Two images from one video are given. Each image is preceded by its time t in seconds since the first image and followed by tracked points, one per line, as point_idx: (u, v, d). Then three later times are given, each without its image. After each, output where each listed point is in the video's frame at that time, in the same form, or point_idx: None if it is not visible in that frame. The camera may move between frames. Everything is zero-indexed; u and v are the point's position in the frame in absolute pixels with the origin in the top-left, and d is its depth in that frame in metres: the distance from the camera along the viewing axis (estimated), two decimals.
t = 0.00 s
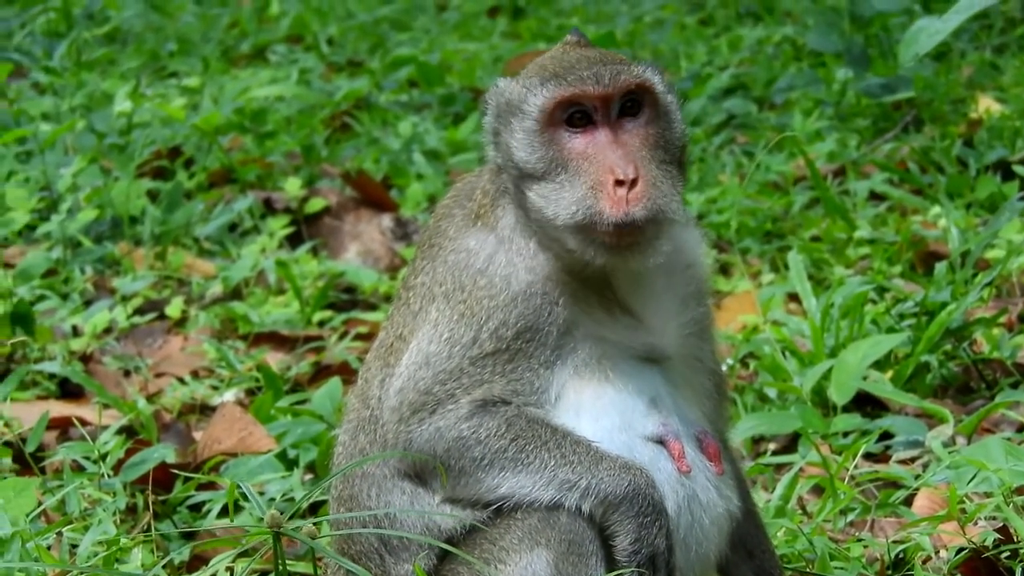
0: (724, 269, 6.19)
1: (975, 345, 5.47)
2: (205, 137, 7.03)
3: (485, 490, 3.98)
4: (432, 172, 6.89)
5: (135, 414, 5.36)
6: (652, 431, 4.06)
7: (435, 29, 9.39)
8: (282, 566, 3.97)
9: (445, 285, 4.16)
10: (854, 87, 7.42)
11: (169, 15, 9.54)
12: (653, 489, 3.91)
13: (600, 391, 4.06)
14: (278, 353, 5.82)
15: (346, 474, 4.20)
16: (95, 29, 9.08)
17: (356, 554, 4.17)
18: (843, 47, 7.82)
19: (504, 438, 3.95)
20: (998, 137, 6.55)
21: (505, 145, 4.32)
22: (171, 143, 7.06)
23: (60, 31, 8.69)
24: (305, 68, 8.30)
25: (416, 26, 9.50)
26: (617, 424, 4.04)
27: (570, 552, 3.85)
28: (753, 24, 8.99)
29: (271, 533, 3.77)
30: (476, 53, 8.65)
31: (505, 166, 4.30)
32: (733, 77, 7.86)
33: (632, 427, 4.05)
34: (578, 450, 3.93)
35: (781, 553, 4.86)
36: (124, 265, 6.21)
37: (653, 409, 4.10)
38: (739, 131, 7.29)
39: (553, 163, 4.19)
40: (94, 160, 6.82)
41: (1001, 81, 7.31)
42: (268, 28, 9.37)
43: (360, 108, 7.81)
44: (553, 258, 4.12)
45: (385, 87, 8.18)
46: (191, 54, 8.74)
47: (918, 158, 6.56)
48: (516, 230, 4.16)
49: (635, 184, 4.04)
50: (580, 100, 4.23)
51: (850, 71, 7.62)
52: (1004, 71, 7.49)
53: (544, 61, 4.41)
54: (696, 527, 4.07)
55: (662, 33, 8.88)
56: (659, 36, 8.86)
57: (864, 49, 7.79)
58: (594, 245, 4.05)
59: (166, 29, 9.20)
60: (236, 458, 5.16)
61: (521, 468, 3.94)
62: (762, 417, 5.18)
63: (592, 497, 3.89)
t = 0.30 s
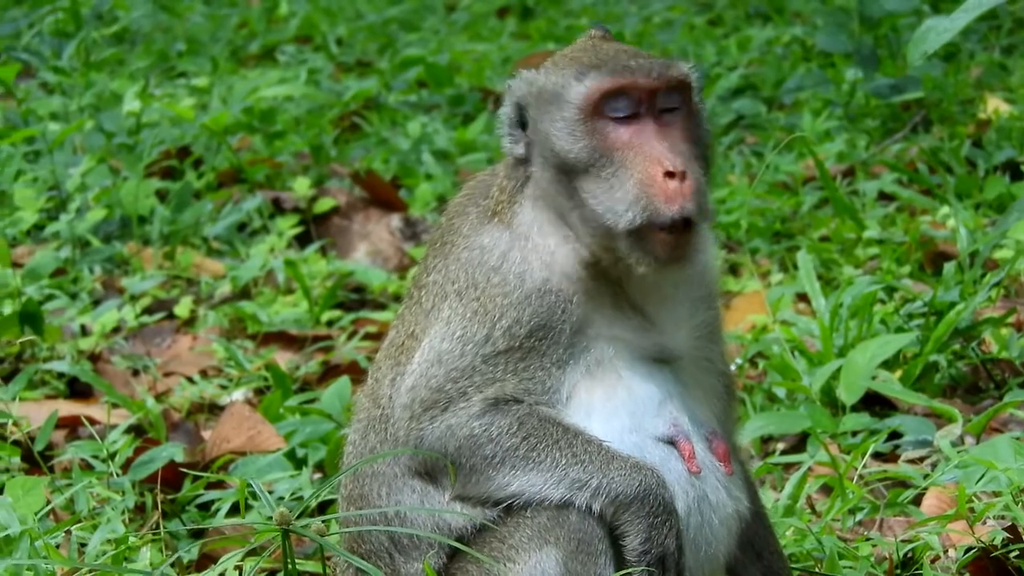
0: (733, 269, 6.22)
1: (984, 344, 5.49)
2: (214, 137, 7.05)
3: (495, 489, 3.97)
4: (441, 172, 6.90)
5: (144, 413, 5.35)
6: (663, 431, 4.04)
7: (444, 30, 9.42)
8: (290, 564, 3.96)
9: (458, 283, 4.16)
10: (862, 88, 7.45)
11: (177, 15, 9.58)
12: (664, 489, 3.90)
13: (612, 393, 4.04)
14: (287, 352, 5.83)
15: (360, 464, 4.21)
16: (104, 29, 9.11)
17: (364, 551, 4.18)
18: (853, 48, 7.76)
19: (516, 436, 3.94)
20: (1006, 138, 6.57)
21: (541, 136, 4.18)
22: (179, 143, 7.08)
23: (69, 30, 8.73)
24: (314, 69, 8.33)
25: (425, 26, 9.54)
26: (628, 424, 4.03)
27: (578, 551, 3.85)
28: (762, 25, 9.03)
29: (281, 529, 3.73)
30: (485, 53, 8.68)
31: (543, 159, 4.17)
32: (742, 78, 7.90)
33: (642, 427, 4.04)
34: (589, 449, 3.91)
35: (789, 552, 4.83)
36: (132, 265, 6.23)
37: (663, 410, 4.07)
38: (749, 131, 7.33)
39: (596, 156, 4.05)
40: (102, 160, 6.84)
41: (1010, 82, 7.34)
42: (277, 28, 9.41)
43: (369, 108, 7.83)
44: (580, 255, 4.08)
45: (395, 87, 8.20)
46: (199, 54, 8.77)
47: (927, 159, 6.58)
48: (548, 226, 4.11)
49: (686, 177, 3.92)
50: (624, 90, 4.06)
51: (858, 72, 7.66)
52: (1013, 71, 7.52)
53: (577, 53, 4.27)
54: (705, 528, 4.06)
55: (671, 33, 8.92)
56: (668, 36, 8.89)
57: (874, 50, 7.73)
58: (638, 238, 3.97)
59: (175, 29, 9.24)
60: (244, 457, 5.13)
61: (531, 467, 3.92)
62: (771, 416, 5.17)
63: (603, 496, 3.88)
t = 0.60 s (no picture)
0: (737, 269, 6.22)
1: (987, 344, 5.48)
2: (217, 138, 7.06)
3: (507, 482, 3.94)
4: (445, 171, 6.90)
5: (147, 413, 5.34)
6: (672, 431, 4.02)
7: (448, 30, 9.43)
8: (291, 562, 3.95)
9: (480, 272, 4.11)
10: (866, 88, 7.46)
11: (182, 17, 9.60)
12: (678, 493, 3.87)
13: (627, 386, 4.01)
14: (290, 352, 5.81)
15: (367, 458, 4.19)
16: (109, 30, 9.13)
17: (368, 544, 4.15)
18: (857, 47, 7.78)
19: (533, 429, 3.90)
20: (1010, 138, 6.57)
21: (636, 121, 4.17)
22: (183, 143, 7.09)
23: (74, 31, 8.75)
24: (318, 69, 8.33)
25: (430, 27, 9.55)
26: (638, 424, 3.99)
27: (580, 548, 3.81)
28: (766, 26, 9.04)
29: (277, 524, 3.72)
30: (490, 53, 8.69)
31: (634, 143, 4.17)
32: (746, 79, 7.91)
33: (653, 427, 4.00)
34: (606, 447, 3.88)
35: (790, 550, 4.81)
36: (136, 265, 6.22)
37: (672, 410, 4.04)
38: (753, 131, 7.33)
39: (696, 142, 4.11)
40: (106, 160, 6.84)
41: (1015, 82, 7.34)
42: (281, 29, 9.42)
43: (373, 108, 7.84)
44: (638, 239, 4.10)
45: (399, 88, 8.21)
46: (204, 54, 8.78)
47: (932, 158, 6.57)
48: (592, 210, 4.14)
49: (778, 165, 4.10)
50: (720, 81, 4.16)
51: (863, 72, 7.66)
52: (1017, 71, 7.52)
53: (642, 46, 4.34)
54: (711, 527, 4.06)
55: (675, 33, 8.92)
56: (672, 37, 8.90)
57: (878, 49, 7.74)
58: (736, 221, 4.08)
59: (180, 30, 9.25)
60: (247, 456, 5.14)
61: (546, 461, 3.89)
62: (774, 415, 5.17)
63: (616, 496, 3.85)
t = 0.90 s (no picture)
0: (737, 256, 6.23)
1: (988, 331, 5.49)
2: (218, 126, 7.08)
3: (540, 467, 3.81)
4: (446, 159, 6.89)
5: (148, 402, 5.35)
6: (693, 431, 4.00)
7: (450, 18, 9.43)
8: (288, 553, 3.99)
9: (527, 249, 3.93)
10: (868, 74, 7.46)
11: (184, 6, 9.62)
12: (708, 495, 3.88)
13: (656, 380, 3.94)
14: (291, 341, 5.81)
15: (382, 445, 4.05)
16: (110, 18, 9.14)
17: (374, 538, 4.05)
18: (859, 34, 7.90)
19: (576, 417, 3.79)
20: (1011, 123, 6.57)
21: (731, 108, 4.09)
22: (184, 131, 7.09)
23: (74, 20, 8.73)
24: (320, 57, 8.34)
25: (432, 14, 9.55)
26: (662, 422, 3.96)
27: (582, 541, 3.73)
28: (769, 12, 9.03)
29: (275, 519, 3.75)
30: (491, 40, 8.70)
31: (728, 129, 4.09)
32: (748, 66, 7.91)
33: (676, 428, 3.98)
34: (645, 444, 3.83)
35: (791, 540, 4.77)
36: (137, 254, 6.24)
37: (690, 407, 4.01)
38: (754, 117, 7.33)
39: (770, 135, 4.16)
40: (107, 149, 6.85)
41: (1016, 68, 7.33)
42: (283, 17, 9.43)
43: (374, 96, 7.84)
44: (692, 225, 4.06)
45: (400, 75, 8.20)
46: (205, 43, 8.79)
47: (933, 144, 6.56)
48: (646, 190, 4.04)
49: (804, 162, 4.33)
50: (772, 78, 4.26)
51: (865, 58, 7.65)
52: (1019, 57, 7.51)
53: (694, 37, 4.26)
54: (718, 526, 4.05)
55: (677, 19, 8.91)
56: (674, 23, 8.89)
57: (879, 35, 7.85)
58: (794, 212, 4.22)
59: (181, 19, 9.26)
60: (248, 446, 5.14)
61: (586, 451, 3.80)
62: (774, 404, 5.18)
63: (651, 495, 3.82)
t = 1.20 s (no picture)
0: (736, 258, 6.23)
1: (988, 336, 5.50)
2: (218, 121, 7.06)
3: (559, 467, 3.82)
4: (445, 157, 6.88)
5: (146, 396, 5.36)
6: (703, 436, 4.02)
7: (450, 15, 9.42)
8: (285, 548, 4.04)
9: (546, 247, 3.93)
10: (867, 77, 7.46)
11: None
12: (728, 497, 3.90)
13: (667, 381, 3.99)
14: (290, 337, 5.81)
15: (393, 444, 4.03)
16: (110, 11, 9.13)
17: (377, 537, 4.06)
18: (858, 36, 7.88)
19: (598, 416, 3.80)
20: (1011, 128, 6.57)
21: (743, 107, 4.13)
22: (183, 126, 7.08)
23: (74, 13, 8.72)
24: (319, 52, 8.32)
25: (432, 10, 9.53)
26: (675, 425, 3.98)
27: (578, 541, 3.77)
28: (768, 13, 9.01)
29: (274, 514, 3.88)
30: (490, 38, 8.68)
31: (739, 128, 4.12)
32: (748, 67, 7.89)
33: (688, 432, 4.00)
34: (666, 445, 3.85)
35: (789, 543, 4.77)
36: (136, 248, 6.23)
37: (698, 411, 4.05)
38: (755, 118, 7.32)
39: (780, 132, 4.20)
40: (107, 142, 6.85)
41: (1016, 72, 7.32)
42: (282, 11, 9.42)
43: (373, 93, 7.83)
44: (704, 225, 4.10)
45: (399, 71, 8.19)
46: (205, 37, 8.78)
47: (933, 148, 6.55)
48: (660, 189, 4.08)
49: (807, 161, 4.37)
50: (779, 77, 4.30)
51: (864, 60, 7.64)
52: (1019, 61, 7.50)
53: (701, 38, 4.30)
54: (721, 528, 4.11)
55: (677, 19, 8.90)
56: (674, 23, 8.87)
57: (879, 38, 7.83)
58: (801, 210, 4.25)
59: (180, 12, 9.25)
60: (247, 442, 5.15)
61: (608, 450, 3.81)
62: (773, 405, 5.18)
63: (673, 497, 3.83)
